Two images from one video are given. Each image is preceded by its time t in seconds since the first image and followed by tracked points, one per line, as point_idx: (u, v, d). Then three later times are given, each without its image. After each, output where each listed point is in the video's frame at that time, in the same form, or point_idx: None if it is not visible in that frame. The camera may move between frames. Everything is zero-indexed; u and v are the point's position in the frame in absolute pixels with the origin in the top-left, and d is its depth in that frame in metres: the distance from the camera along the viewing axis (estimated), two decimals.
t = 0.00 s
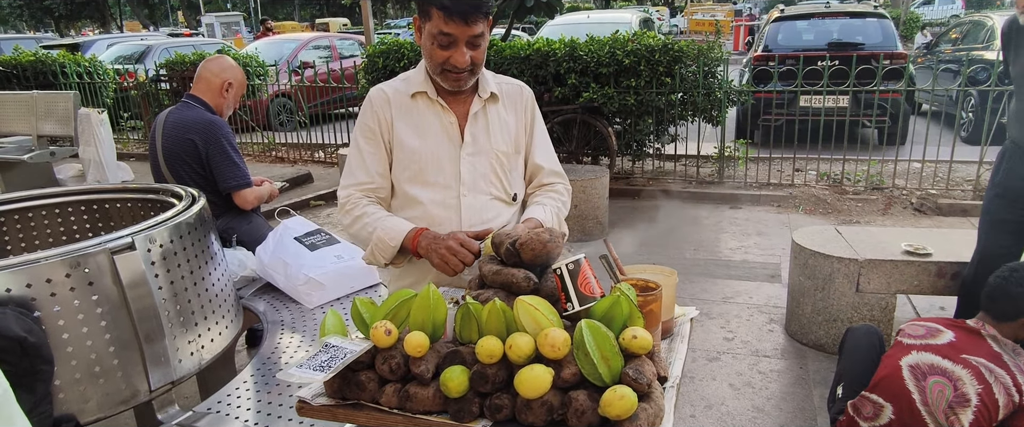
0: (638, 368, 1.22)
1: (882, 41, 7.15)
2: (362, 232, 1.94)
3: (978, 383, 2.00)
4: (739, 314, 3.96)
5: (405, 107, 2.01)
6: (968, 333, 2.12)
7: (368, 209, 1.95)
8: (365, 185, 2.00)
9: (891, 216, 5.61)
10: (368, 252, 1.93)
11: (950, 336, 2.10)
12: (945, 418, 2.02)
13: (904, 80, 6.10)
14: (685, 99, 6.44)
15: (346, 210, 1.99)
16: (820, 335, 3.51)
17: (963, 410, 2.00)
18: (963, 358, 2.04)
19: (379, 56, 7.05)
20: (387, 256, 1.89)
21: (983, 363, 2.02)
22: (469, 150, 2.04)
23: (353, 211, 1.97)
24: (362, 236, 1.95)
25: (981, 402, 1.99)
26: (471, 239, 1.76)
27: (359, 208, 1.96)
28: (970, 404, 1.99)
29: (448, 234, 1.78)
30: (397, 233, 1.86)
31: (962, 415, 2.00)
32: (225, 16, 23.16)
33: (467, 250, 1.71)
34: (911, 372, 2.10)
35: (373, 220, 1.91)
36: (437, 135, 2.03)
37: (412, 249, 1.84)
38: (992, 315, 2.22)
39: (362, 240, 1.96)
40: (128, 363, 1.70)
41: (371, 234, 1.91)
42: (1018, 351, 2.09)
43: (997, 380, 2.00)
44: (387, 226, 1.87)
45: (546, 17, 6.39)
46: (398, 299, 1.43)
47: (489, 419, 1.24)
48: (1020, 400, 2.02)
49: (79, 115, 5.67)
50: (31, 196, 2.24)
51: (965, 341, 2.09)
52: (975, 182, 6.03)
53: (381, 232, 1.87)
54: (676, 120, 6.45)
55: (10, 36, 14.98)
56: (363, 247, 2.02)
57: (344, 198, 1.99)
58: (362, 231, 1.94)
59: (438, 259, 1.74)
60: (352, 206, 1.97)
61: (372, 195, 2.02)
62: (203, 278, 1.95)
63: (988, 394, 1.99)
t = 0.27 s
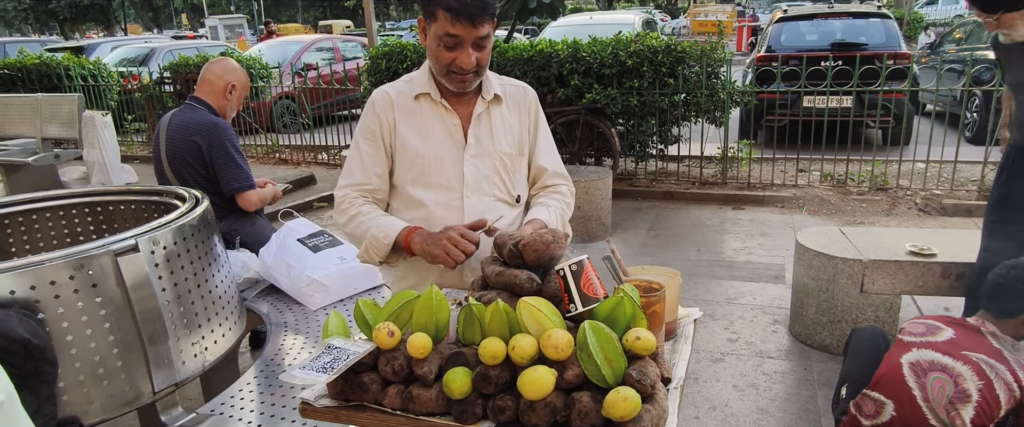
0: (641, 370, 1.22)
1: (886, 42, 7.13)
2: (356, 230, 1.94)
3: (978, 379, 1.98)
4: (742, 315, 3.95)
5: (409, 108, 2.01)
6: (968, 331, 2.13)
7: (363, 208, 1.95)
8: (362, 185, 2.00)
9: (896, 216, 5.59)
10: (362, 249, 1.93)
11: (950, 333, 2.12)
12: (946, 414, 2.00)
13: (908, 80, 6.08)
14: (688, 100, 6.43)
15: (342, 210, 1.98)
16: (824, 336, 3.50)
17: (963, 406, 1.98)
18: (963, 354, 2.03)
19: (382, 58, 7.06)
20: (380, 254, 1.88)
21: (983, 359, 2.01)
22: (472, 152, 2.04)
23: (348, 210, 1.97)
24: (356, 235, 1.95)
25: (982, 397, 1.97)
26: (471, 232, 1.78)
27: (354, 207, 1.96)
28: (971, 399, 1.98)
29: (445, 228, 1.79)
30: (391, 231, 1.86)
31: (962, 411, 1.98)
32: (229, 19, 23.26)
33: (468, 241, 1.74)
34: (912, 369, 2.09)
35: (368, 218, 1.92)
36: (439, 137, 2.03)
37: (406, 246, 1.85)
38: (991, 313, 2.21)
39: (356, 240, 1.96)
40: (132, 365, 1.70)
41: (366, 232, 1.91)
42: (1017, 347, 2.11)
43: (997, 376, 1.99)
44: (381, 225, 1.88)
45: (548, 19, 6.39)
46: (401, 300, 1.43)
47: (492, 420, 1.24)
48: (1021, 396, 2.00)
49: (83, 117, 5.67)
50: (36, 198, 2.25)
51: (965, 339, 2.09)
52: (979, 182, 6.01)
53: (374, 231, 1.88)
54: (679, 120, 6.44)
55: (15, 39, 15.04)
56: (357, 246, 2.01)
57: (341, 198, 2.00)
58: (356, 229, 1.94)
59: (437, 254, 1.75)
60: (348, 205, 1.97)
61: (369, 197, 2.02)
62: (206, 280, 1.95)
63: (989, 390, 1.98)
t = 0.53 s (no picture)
0: (644, 370, 1.21)
1: (889, 41, 7.09)
2: (360, 230, 1.94)
3: (982, 376, 2.02)
4: (746, 316, 3.94)
5: (411, 108, 2.01)
6: (970, 328, 2.15)
7: (367, 208, 1.95)
8: (366, 186, 2.00)
9: (900, 216, 5.58)
10: (365, 251, 1.92)
11: (952, 330, 2.14)
12: (951, 410, 2.02)
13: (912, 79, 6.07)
14: (691, 100, 6.43)
15: (346, 210, 1.98)
16: (828, 337, 3.48)
17: (968, 402, 2.01)
18: (966, 351, 2.07)
19: (385, 59, 7.06)
20: (383, 255, 1.88)
21: (987, 356, 2.05)
22: (474, 152, 2.03)
23: (353, 210, 1.96)
24: (359, 235, 1.95)
25: (986, 394, 2.01)
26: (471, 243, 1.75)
27: (358, 207, 1.95)
28: (975, 395, 2.01)
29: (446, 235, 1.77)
30: (393, 232, 1.85)
31: (967, 406, 2.01)
32: (232, 21, 23.32)
33: (466, 254, 1.71)
34: (916, 366, 2.10)
35: (371, 219, 1.91)
36: (442, 137, 2.03)
37: (407, 248, 1.84)
38: (992, 310, 2.22)
39: (359, 240, 1.96)
40: (135, 366, 1.70)
41: (369, 232, 1.91)
42: (1018, 344, 2.14)
43: (1001, 373, 2.03)
44: (383, 225, 1.87)
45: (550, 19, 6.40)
46: (403, 300, 1.43)
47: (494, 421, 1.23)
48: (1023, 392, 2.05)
49: (88, 118, 5.62)
50: (39, 199, 2.25)
51: (967, 336, 2.12)
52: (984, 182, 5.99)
53: (377, 231, 1.87)
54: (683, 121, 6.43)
55: (20, 42, 15.09)
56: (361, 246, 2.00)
57: (345, 198, 1.99)
58: (359, 230, 1.94)
59: (434, 260, 1.74)
60: (353, 206, 1.97)
61: (373, 196, 2.01)
62: (209, 281, 1.95)
63: (993, 386, 2.02)
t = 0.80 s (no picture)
0: (646, 373, 1.21)
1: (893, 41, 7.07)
2: (366, 234, 1.94)
3: (982, 376, 2.04)
4: (749, 317, 3.93)
5: (412, 110, 2.01)
6: (970, 328, 2.14)
7: (375, 212, 1.95)
8: (371, 188, 1.99)
9: (903, 217, 5.56)
10: (373, 254, 1.92)
11: (952, 330, 2.14)
12: (951, 410, 2.04)
13: (915, 79, 6.06)
14: (694, 100, 6.42)
15: (352, 213, 1.98)
16: (831, 338, 3.47)
17: (968, 401, 2.04)
18: (966, 351, 2.08)
19: (387, 60, 7.07)
20: (392, 259, 1.88)
21: (987, 355, 2.07)
22: (476, 154, 2.03)
23: (360, 213, 1.96)
24: (366, 238, 1.95)
25: (985, 393, 2.04)
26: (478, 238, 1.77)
27: (365, 210, 1.95)
28: (975, 395, 2.04)
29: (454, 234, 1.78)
30: (402, 236, 1.85)
31: (967, 406, 2.03)
32: (235, 22, 23.38)
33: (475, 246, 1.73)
34: (916, 366, 2.12)
35: (379, 222, 1.91)
36: (443, 139, 2.02)
37: (416, 253, 1.84)
38: (993, 309, 2.24)
39: (366, 243, 1.96)
40: (137, 368, 1.70)
41: (376, 236, 1.90)
42: (1017, 342, 2.14)
43: (1001, 372, 2.05)
44: (391, 229, 1.87)
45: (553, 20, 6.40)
46: (403, 303, 1.43)
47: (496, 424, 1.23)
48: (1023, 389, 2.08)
49: (90, 121, 5.70)
50: (41, 201, 2.26)
51: (967, 335, 2.12)
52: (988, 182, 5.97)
53: (385, 235, 1.87)
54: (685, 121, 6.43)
55: (24, 44, 15.14)
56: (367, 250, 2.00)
57: (350, 201, 1.99)
58: (367, 234, 1.94)
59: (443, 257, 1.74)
60: (359, 209, 1.96)
61: (377, 199, 2.01)
62: (211, 283, 1.95)
63: (992, 385, 2.05)
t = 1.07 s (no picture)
0: (647, 375, 1.20)
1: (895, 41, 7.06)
2: (354, 232, 1.93)
3: (987, 376, 2.03)
4: (751, 318, 3.92)
5: (413, 111, 2.00)
6: (971, 330, 2.13)
7: (362, 211, 1.94)
8: (363, 189, 1.98)
9: (906, 217, 5.55)
10: (359, 252, 1.91)
11: (954, 332, 2.13)
12: (957, 411, 2.03)
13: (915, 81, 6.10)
14: (696, 101, 6.41)
15: (341, 212, 1.97)
16: (834, 339, 3.46)
17: (973, 403, 2.03)
18: (970, 352, 2.07)
19: (389, 61, 7.07)
20: (377, 256, 1.87)
21: (991, 356, 2.06)
22: (477, 155, 2.03)
23: (347, 212, 1.95)
24: (353, 236, 1.94)
25: (991, 394, 2.03)
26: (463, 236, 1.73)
27: (352, 209, 1.95)
28: (981, 396, 2.03)
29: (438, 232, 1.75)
30: (386, 233, 1.84)
31: (972, 407, 2.03)
32: (238, 24, 23.44)
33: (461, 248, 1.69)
34: (920, 368, 2.11)
35: (365, 220, 1.91)
36: (444, 140, 2.02)
37: (402, 249, 1.82)
38: (994, 309, 2.25)
39: (353, 242, 1.95)
40: (138, 370, 1.70)
41: (363, 234, 1.90)
42: (1019, 343, 2.14)
43: (1006, 372, 2.04)
44: (376, 227, 1.86)
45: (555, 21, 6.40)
46: (405, 304, 1.42)
47: None
48: None
49: (93, 122, 5.67)
50: (43, 203, 2.27)
51: (970, 336, 2.11)
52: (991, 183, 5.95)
53: (371, 233, 1.86)
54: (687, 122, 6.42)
55: (26, 46, 15.18)
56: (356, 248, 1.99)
57: (340, 200, 1.98)
58: (354, 232, 1.93)
59: (429, 258, 1.72)
60: (347, 208, 1.96)
61: (369, 200, 2.00)
62: (213, 284, 1.95)
63: (998, 386, 2.03)
